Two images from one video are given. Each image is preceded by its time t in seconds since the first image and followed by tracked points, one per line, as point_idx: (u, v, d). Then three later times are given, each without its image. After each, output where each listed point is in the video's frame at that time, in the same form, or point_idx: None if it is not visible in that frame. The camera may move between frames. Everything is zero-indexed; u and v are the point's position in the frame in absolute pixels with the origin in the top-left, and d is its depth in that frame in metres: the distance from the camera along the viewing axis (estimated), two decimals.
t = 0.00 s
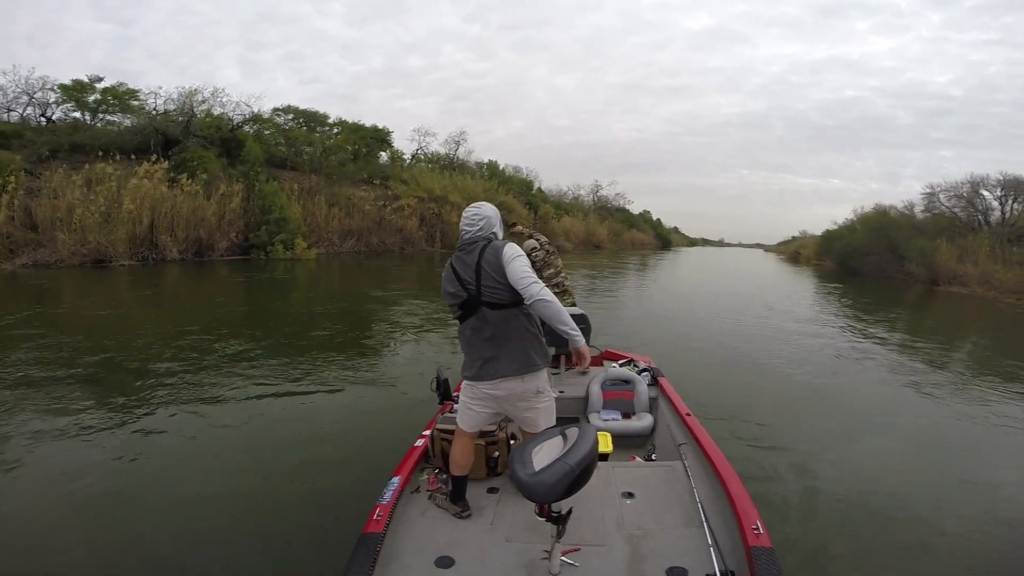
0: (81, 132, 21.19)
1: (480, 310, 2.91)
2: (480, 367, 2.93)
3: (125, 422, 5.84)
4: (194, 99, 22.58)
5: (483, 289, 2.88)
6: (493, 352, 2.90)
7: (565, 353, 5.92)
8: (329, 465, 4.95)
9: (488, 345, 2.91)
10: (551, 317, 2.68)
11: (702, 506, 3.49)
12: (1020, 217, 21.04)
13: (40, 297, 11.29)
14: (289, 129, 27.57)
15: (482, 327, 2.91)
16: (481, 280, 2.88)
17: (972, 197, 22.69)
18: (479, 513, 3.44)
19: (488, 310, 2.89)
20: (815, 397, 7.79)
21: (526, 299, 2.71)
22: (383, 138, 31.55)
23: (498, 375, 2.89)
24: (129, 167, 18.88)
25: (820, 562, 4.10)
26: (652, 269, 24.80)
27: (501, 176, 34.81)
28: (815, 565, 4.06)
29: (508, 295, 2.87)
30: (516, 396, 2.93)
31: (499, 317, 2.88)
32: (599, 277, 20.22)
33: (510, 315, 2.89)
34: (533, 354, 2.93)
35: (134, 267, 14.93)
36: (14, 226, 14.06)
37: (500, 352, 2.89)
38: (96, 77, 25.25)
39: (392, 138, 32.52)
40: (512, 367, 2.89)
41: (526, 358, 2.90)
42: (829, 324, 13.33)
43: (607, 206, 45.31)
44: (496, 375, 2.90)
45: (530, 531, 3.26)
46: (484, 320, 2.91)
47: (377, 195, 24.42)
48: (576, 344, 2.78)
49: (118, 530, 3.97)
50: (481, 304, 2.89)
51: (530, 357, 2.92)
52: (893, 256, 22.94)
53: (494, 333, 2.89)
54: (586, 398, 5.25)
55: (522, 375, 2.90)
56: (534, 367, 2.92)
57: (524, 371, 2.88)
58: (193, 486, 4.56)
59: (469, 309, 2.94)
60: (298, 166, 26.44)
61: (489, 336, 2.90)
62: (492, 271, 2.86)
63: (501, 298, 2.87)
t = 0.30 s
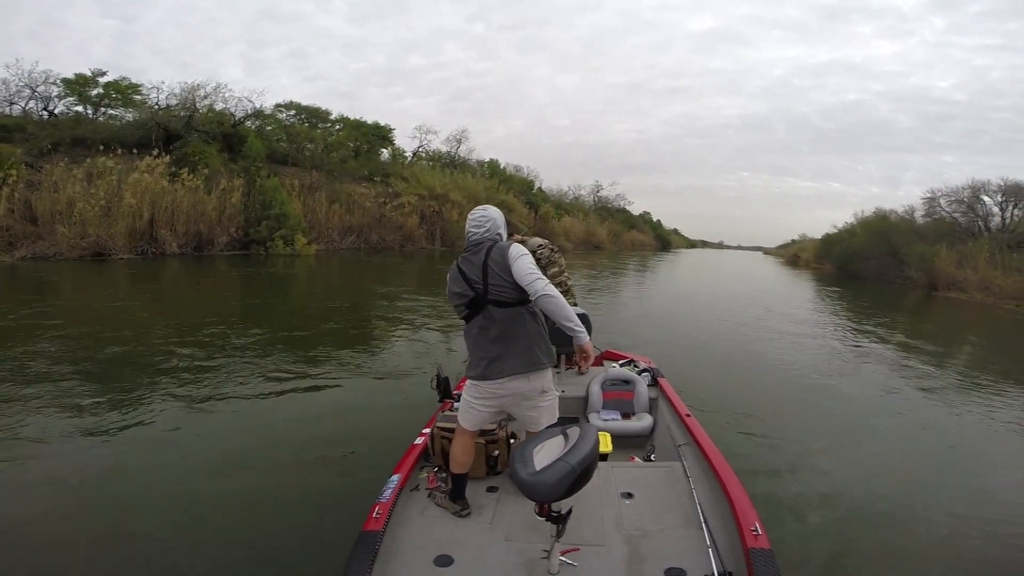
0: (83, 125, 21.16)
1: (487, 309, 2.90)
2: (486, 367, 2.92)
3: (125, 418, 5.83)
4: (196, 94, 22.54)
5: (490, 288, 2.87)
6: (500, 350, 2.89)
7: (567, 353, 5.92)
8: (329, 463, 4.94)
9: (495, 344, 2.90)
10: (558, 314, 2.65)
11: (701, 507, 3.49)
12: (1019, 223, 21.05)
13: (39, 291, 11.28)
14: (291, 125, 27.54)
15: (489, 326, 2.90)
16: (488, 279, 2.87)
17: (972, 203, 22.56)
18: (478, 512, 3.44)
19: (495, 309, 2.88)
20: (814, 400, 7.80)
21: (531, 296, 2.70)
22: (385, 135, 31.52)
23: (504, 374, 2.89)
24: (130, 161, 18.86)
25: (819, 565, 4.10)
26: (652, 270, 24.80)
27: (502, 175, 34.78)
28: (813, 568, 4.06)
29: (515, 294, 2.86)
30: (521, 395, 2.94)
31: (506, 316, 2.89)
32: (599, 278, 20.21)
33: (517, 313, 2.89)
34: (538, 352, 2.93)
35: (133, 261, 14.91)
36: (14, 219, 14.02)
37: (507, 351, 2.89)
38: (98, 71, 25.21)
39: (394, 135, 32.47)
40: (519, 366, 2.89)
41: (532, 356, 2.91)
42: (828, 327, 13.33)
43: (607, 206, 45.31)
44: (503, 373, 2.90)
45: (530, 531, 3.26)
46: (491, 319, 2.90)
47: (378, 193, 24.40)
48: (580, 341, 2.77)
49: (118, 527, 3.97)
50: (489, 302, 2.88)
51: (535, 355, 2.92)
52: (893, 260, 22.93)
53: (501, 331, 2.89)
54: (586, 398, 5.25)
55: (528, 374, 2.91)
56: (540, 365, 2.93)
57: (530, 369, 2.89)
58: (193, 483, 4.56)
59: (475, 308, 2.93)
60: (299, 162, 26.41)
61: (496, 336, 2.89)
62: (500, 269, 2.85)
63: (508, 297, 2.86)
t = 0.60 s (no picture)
0: (83, 124, 21.16)
1: (503, 311, 2.88)
2: (499, 369, 2.89)
3: (126, 418, 5.82)
4: (196, 94, 22.53)
5: (507, 291, 2.86)
6: (514, 353, 2.88)
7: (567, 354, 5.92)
8: (330, 462, 4.96)
9: (509, 346, 2.88)
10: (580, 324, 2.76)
11: (700, 509, 3.49)
12: (1018, 226, 21.10)
13: (39, 290, 11.27)
14: (291, 125, 27.54)
15: (504, 329, 2.89)
16: (506, 282, 2.86)
17: (971, 206, 22.61)
18: (478, 513, 3.44)
19: (511, 312, 2.88)
20: (812, 402, 7.81)
21: (553, 304, 2.73)
22: (385, 136, 31.53)
23: (517, 375, 2.89)
24: (129, 160, 18.86)
25: (818, 567, 4.09)
26: (652, 272, 24.83)
27: (502, 176, 34.81)
28: (812, 569, 4.05)
29: (532, 298, 2.88)
30: (530, 395, 2.96)
31: (522, 319, 2.89)
32: (599, 279, 20.23)
33: (532, 317, 2.91)
34: (550, 356, 2.96)
35: (133, 260, 14.91)
36: (14, 218, 14.01)
37: (521, 353, 2.89)
38: (98, 70, 25.20)
39: (394, 136, 32.50)
40: (532, 368, 2.90)
41: (544, 359, 2.93)
42: (828, 329, 13.35)
43: (607, 208, 45.33)
44: (516, 375, 2.89)
45: (530, 531, 3.26)
46: (506, 321, 2.89)
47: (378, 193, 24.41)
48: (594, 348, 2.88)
49: (119, 527, 3.97)
50: (506, 305, 2.87)
51: (547, 358, 2.94)
52: (892, 263, 22.96)
53: (516, 334, 2.89)
54: (587, 399, 5.26)
55: (539, 375, 2.92)
56: (550, 367, 2.95)
57: (542, 371, 2.91)
58: (193, 484, 4.56)
59: (490, 310, 2.90)
60: (299, 162, 26.42)
61: (510, 338, 2.88)
62: (519, 272, 2.86)
63: (525, 300, 2.87)
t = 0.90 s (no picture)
0: (73, 136, 21.08)
1: (515, 310, 2.85)
2: (508, 368, 2.86)
3: (125, 428, 5.81)
4: (186, 103, 22.47)
5: (520, 291, 2.83)
6: (524, 352, 2.87)
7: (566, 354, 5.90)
8: (331, 465, 4.95)
9: (519, 346, 2.86)
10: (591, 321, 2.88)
11: (702, 506, 3.47)
12: (1011, 212, 21.15)
13: (34, 304, 11.23)
14: (283, 132, 27.50)
15: (515, 329, 2.86)
16: (519, 282, 2.83)
17: (964, 193, 22.75)
18: (479, 513, 3.42)
19: (522, 312, 2.85)
20: (813, 393, 7.79)
21: (568, 306, 2.81)
22: (378, 140, 31.52)
23: (526, 376, 2.87)
24: (122, 172, 18.82)
25: (823, 559, 4.07)
26: (648, 268, 24.82)
27: (496, 177, 34.81)
28: (817, 562, 4.02)
29: (544, 299, 2.88)
30: (536, 396, 2.94)
31: (532, 319, 2.87)
32: (596, 276, 20.22)
33: (542, 317, 2.90)
34: (557, 356, 2.96)
35: (128, 272, 14.87)
36: (7, 233, 13.96)
37: (530, 353, 2.87)
38: (87, 81, 25.10)
39: (386, 140, 32.48)
40: (541, 368, 2.90)
41: (551, 360, 2.93)
42: (826, 320, 13.35)
43: (602, 205, 45.31)
44: (525, 375, 2.87)
45: (531, 532, 3.24)
46: (517, 321, 2.86)
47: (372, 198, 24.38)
48: (601, 348, 2.99)
49: (120, 533, 3.95)
50: (519, 305, 2.84)
51: (554, 359, 2.94)
52: (888, 251, 22.99)
53: (526, 335, 2.86)
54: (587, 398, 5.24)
55: (546, 376, 2.92)
56: (557, 368, 2.95)
57: (549, 372, 2.90)
58: (194, 489, 4.54)
59: (502, 310, 2.86)
60: (292, 169, 26.37)
61: (521, 338, 2.86)
62: (533, 273, 2.85)
63: (536, 301, 2.86)
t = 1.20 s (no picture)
0: (75, 127, 21.04)
1: (531, 307, 2.85)
2: (516, 362, 2.87)
3: (123, 422, 5.77)
4: (189, 96, 22.42)
5: (538, 288, 2.84)
6: (533, 350, 2.87)
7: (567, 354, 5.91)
8: (333, 462, 4.96)
9: (529, 343, 2.87)
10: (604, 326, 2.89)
11: (700, 507, 3.48)
12: (1012, 219, 21.17)
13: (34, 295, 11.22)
14: (285, 127, 27.46)
15: (528, 325, 2.86)
16: (539, 278, 2.84)
17: (965, 200, 22.81)
18: (477, 512, 3.42)
19: (537, 309, 2.85)
20: (811, 397, 7.81)
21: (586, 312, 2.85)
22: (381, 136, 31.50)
23: (532, 373, 2.87)
24: (123, 163, 18.79)
25: (819, 563, 4.07)
26: (649, 269, 24.83)
27: (498, 175, 34.80)
28: (814, 566, 4.03)
29: (560, 300, 2.89)
30: (540, 396, 2.94)
31: (545, 317, 2.87)
32: (596, 277, 20.21)
33: (555, 318, 2.91)
34: (564, 359, 2.96)
35: (128, 264, 14.84)
36: (7, 223, 13.94)
37: (539, 352, 2.87)
38: (90, 73, 25.04)
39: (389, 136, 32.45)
40: (547, 368, 2.89)
41: (559, 362, 2.93)
42: (826, 324, 13.36)
43: (603, 205, 45.33)
44: (530, 373, 2.88)
45: (530, 531, 3.24)
46: (530, 317, 2.86)
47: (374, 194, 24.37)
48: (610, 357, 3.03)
49: (117, 533, 3.91)
50: (535, 301, 2.84)
51: (561, 361, 2.94)
52: (888, 257, 23.00)
53: (538, 332, 2.86)
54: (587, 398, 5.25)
55: (552, 376, 2.92)
56: (563, 370, 2.95)
57: (555, 374, 2.90)
58: (192, 488, 4.50)
59: (517, 304, 2.85)
60: (294, 163, 26.33)
61: (533, 335, 2.86)
62: (554, 271, 2.87)
63: (552, 301, 2.87)
